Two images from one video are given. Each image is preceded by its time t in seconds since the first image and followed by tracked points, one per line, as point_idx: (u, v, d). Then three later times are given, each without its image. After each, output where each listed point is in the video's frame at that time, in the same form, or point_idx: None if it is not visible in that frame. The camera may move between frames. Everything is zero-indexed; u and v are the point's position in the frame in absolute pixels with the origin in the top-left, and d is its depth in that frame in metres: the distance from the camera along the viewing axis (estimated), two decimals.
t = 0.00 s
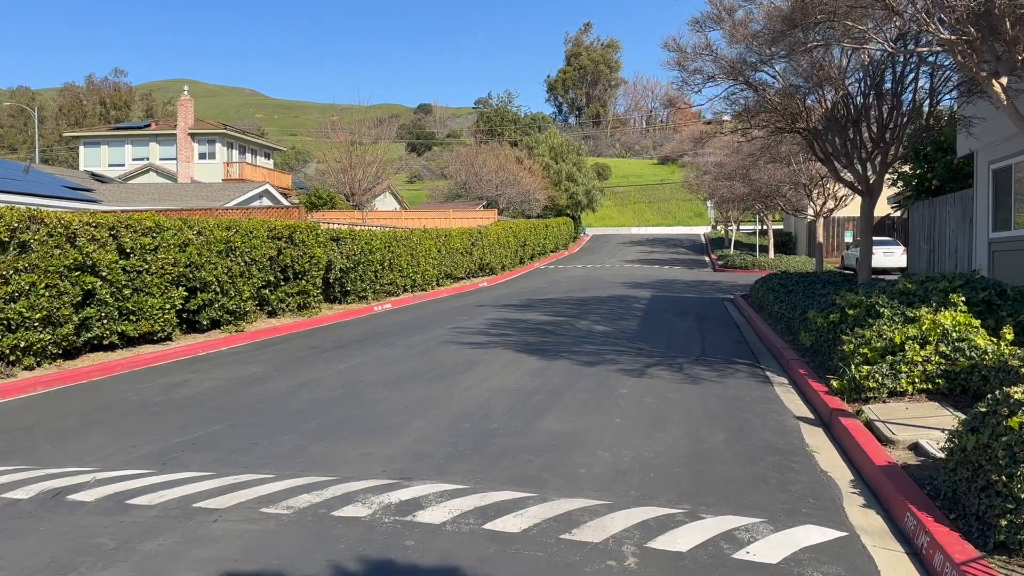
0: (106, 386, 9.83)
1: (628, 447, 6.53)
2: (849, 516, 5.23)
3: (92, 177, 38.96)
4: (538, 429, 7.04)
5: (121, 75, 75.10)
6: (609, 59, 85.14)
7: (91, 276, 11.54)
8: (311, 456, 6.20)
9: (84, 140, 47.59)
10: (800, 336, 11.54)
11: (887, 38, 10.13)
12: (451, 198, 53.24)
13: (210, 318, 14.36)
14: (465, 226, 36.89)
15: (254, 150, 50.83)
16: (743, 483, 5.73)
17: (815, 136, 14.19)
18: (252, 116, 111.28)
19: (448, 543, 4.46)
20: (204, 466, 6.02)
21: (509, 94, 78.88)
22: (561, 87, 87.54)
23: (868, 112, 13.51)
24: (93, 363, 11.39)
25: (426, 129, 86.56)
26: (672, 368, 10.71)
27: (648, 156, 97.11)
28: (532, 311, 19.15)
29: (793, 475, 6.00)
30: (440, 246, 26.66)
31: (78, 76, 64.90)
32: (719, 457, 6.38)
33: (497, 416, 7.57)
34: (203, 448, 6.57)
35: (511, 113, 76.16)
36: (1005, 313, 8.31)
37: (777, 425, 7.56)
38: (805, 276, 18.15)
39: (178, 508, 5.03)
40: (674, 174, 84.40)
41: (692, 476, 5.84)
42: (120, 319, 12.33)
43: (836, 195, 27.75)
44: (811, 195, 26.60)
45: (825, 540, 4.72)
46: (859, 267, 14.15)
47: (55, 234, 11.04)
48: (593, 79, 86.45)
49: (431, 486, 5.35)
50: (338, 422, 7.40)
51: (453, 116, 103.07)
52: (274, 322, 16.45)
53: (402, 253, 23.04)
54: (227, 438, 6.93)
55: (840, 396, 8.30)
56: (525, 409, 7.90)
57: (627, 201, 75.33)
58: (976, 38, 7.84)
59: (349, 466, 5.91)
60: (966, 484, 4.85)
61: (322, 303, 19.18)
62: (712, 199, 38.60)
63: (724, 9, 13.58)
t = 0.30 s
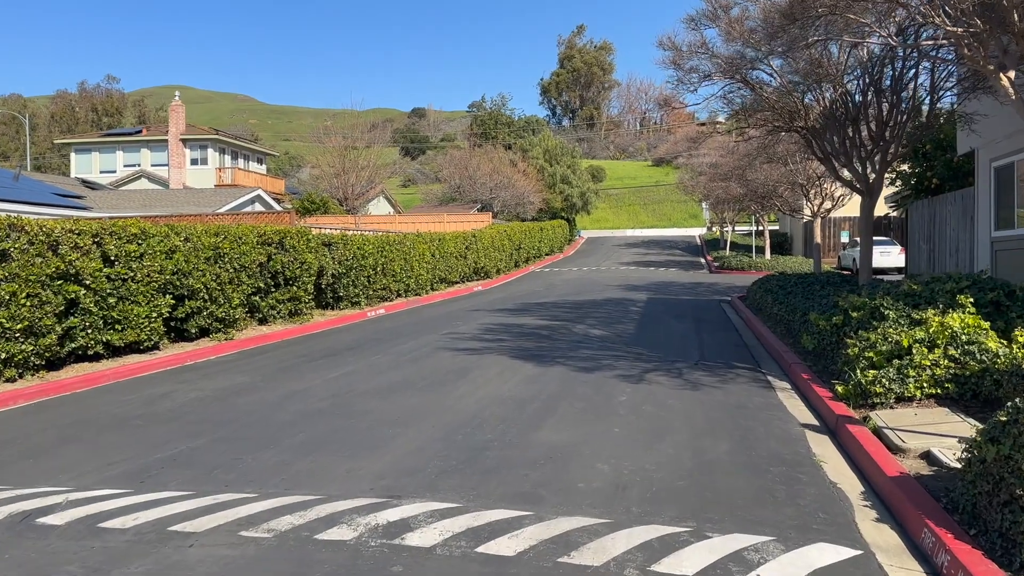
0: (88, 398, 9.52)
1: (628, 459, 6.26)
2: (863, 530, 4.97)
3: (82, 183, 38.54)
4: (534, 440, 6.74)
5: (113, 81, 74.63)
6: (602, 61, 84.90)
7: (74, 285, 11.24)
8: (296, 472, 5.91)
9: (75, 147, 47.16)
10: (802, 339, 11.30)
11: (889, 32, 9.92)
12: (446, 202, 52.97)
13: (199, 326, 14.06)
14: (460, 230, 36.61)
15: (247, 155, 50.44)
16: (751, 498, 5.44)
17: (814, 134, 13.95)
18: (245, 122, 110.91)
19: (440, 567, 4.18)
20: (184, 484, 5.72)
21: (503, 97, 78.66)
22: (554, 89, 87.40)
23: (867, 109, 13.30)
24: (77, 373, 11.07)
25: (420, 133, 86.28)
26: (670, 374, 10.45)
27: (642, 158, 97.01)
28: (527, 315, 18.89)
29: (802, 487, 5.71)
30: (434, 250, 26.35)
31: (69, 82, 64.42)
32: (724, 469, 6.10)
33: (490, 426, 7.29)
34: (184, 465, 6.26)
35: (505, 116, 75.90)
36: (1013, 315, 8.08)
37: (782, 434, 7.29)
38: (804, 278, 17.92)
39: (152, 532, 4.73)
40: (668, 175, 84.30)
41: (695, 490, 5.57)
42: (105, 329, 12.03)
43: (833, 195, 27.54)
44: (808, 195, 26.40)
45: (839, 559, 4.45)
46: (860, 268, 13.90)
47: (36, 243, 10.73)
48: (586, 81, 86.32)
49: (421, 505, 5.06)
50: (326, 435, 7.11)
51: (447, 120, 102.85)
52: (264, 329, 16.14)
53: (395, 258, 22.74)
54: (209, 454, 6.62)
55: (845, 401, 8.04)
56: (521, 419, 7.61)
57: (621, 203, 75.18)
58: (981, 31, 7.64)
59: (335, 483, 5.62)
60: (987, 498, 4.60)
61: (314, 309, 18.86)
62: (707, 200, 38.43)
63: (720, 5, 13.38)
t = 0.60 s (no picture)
0: (65, 407, 9.20)
1: (622, 468, 5.97)
2: (870, 544, 4.72)
3: (71, 187, 38.12)
4: (525, 448, 6.45)
5: (104, 85, 74.16)
6: (595, 63, 84.71)
7: (53, 290, 10.93)
8: (273, 486, 5.62)
9: (64, 151, 46.72)
10: (799, 341, 11.04)
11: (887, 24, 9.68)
12: (439, 203, 52.67)
13: (183, 331, 13.76)
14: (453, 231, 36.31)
15: (238, 158, 50.06)
16: (750, 509, 5.17)
17: (810, 132, 13.72)
18: (238, 125, 110.45)
19: None
20: (154, 500, 5.42)
21: (496, 99, 78.40)
22: (548, 91, 87.20)
23: (863, 105, 13.07)
24: (55, 381, 10.75)
25: (413, 135, 85.98)
26: (666, 376, 10.18)
27: (636, 158, 96.85)
28: (520, 317, 18.61)
29: (804, 497, 5.44)
30: (426, 252, 26.04)
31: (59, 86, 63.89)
32: (722, 477, 5.83)
33: (479, 433, 7.00)
34: (156, 479, 5.96)
35: (499, 118, 75.62)
36: (1018, 314, 7.84)
37: (782, 439, 7.01)
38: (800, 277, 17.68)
39: (115, 554, 4.44)
40: (662, 176, 84.16)
41: (692, 501, 5.29)
42: (86, 335, 11.72)
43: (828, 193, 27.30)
44: (803, 194, 26.17)
45: None
46: (857, 267, 13.68)
47: (13, 247, 10.43)
48: (579, 83, 86.13)
49: (403, 521, 4.77)
50: (307, 445, 6.82)
51: (441, 122, 102.55)
52: (252, 334, 15.84)
53: (387, 260, 22.43)
54: (184, 466, 6.31)
55: (846, 404, 7.78)
56: (512, 425, 7.32)
57: (615, 203, 74.98)
58: (982, 22, 7.39)
59: (314, 497, 5.33)
60: (1000, 509, 4.35)
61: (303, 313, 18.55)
62: (702, 200, 38.21)
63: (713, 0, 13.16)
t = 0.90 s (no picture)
0: (38, 417, 8.86)
1: (614, 483, 5.69)
2: (875, 566, 4.45)
3: (59, 190, 37.64)
4: (512, 462, 6.17)
5: (94, 87, 73.59)
6: (587, 63, 84.54)
7: (27, 296, 10.61)
8: (246, 507, 5.31)
9: (52, 153, 46.20)
10: (796, 345, 10.78)
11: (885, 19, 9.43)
12: (430, 205, 52.35)
13: (165, 336, 13.43)
14: (445, 233, 36.00)
15: (228, 160, 49.62)
16: (749, 529, 4.89)
17: (805, 131, 13.49)
18: (230, 127, 110.04)
19: None
20: (118, 523, 5.11)
21: (489, 100, 78.09)
22: (540, 91, 86.96)
23: (859, 104, 12.82)
24: (30, 390, 10.41)
25: (405, 136, 85.61)
26: (659, 383, 9.91)
27: (628, 159, 96.73)
28: (512, 321, 18.33)
29: (805, 514, 5.17)
30: (417, 254, 25.73)
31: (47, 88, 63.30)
32: (719, 493, 5.55)
33: (465, 445, 6.70)
34: (123, 498, 5.65)
35: (491, 119, 75.32)
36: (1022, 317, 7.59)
37: (781, 451, 6.73)
38: (795, 278, 17.45)
39: None
40: (655, 176, 84.05)
41: (688, 520, 5.01)
42: (63, 342, 11.39)
43: (822, 194, 27.09)
44: (797, 195, 25.95)
45: None
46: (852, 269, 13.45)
47: None
48: (572, 83, 85.91)
49: (379, 548, 4.46)
50: (285, 459, 6.51)
51: (433, 123, 102.22)
52: (237, 339, 15.51)
53: (377, 263, 22.11)
54: (153, 484, 6.00)
55: (846, 412, 7.52)
56: (499, 436, 7.03)
57: (608, 204, 74.85)
58: (984, 15, 7.17)
59: (287, 518, 5.03)
60: (1015, 530, 4.08)
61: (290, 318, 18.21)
62: (694, 201, 38.01)
63: None
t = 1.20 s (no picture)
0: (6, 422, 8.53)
1: (604, 493, 5.43)
2: None
3: (41, 188, 37.07)
4: (498, 471, 5.90)
5: (79, 84, 72.75)
6: (577, 62, 84.33)
7: None
8: (215, 522, 5.03)
9: (35, 151, 45.53)
10: (789, 346, 10.56)
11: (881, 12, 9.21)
12: (419, 204, 52.00)
13: (144, 337, 13.09)
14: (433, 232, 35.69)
15: (214, 158, 49.07)
16: (746, 542, 4.64)
17: (797, 128, 13.30)
18: (217, 125, 109.27)
19: None
20: (77, 540, 4.81)
21: (478, 99, 77.74)
22: (529, 90, 86.64)
23: (852, 100, 12.60)
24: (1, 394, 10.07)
25: (394, 135, 85.13)
26: (649, 385, 9.67)
27: (618, 158, 96.61)
28: (500, 321, 18.06)
29: (803, 527, 4.93)
30: (404, 253, 25.41)
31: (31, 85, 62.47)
32: (714, 503, 5.31)
33: (448, 452, 6.44)
34: (86, 511, 5.35)
35: (480, 117, 74.95)
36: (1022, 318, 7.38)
37: (776, 457, 6.50)
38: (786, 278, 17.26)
39: None
40: (644, 175, 83.99)
41: (681, 534, 4.77)
42: (36, 344, 11.04)
43: (812, 194, 26.95)
44: (787, 194, 25.80)
45: None
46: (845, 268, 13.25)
47: None
48: (561, 83, 85.61)
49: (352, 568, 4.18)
50: (261, 468, 6.22)
51: (422, 122, 101.76)
52: (218, 340, 15.18)
53: (363, 262, 21.78)
54: (120, 494, 5.70)
55: (842, 417, 7.30)
56: (485, 443, 6.76)
57: (598, 203, 74.72)
58: (985, 7, 7.00)
59: (258, 535, 4.75)
60: None
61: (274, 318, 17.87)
62: (684, 200, 37.85)
63: None
